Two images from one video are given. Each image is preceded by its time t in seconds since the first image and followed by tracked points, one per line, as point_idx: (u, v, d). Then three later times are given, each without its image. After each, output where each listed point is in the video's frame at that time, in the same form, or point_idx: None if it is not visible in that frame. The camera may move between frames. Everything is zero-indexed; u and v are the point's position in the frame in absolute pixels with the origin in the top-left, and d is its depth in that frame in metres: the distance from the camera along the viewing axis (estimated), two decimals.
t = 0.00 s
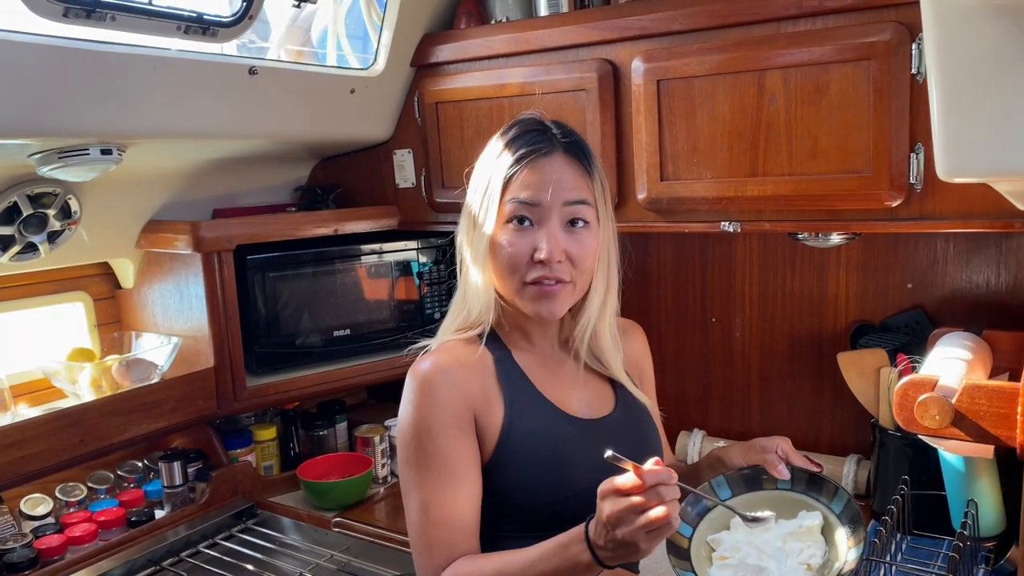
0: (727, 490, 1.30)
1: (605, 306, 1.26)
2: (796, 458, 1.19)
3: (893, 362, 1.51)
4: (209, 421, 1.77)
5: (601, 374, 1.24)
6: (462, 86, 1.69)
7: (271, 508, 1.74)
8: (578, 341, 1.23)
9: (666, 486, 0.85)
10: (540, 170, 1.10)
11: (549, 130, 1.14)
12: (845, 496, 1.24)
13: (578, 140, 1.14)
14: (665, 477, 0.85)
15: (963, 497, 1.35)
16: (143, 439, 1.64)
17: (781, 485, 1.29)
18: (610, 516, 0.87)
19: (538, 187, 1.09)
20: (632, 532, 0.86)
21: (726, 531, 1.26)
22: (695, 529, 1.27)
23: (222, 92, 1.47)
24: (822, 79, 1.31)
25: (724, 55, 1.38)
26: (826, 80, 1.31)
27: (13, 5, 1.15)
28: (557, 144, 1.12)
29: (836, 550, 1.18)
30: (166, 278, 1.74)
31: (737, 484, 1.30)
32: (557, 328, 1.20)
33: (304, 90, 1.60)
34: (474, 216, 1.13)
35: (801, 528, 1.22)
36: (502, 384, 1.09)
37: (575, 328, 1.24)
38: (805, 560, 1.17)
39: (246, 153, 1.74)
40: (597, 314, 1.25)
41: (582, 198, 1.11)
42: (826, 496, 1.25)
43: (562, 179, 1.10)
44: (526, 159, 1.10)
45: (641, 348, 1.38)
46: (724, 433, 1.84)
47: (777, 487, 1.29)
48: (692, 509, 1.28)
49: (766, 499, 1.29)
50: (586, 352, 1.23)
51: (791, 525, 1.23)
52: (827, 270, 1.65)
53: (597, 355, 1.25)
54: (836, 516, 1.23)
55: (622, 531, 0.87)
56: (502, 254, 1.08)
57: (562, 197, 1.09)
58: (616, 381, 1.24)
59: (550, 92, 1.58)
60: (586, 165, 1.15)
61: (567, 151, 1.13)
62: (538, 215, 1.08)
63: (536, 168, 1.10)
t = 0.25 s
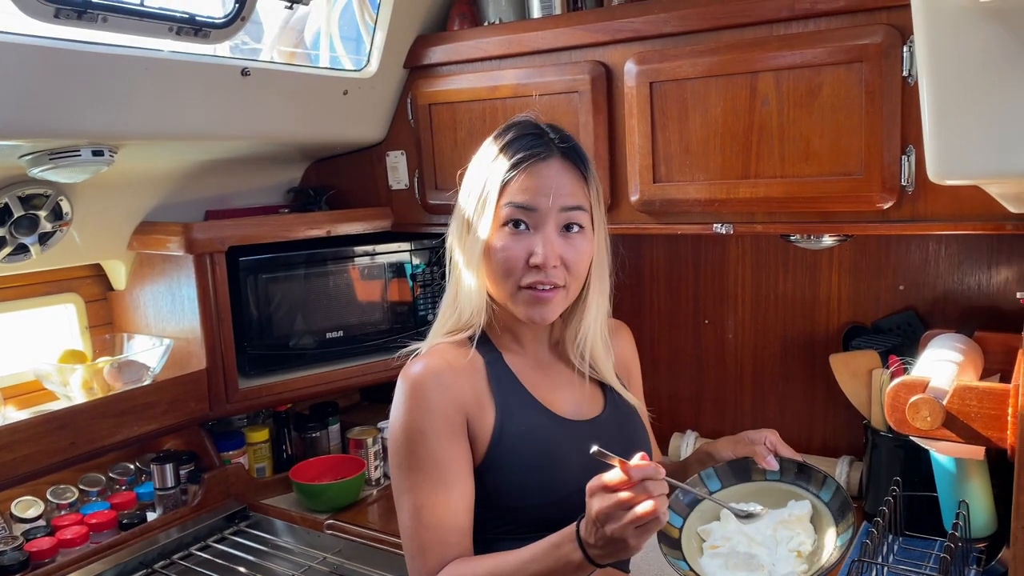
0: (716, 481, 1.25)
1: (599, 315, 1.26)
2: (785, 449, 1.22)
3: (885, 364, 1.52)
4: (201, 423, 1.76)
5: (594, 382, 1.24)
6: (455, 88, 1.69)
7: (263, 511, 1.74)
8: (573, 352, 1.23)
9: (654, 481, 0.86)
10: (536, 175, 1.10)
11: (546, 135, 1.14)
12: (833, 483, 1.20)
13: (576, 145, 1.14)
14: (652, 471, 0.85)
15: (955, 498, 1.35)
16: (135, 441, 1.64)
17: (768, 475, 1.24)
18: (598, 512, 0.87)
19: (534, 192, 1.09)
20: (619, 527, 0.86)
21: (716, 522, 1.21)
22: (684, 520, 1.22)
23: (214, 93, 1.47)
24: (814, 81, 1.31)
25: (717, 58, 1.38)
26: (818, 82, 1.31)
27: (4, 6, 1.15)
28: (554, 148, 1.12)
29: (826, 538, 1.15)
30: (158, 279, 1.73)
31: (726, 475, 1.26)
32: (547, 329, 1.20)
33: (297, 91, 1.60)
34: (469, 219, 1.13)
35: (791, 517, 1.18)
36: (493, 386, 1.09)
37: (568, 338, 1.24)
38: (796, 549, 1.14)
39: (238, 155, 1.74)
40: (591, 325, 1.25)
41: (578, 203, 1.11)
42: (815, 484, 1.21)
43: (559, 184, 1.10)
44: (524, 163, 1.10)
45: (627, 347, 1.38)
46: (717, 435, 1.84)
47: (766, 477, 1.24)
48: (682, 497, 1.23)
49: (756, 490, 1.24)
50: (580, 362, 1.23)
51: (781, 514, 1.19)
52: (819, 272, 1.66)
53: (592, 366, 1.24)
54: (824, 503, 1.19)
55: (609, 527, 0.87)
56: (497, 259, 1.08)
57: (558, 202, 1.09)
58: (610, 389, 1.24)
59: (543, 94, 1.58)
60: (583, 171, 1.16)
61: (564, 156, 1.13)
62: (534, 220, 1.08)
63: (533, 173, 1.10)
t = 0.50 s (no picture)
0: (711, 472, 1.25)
1: (594, 310, 1.27)
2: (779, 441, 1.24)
3: (878, 364, 1.52)
4: (195, 424, 1.76)
5: (585, 375, 1.25)
6: (449, 88, 1.69)
7: (257, 511, 1.73)
8: (566, 341, 1.24)
9: (630, 455, 0.86)
10: (531, 176, 1.09)
11: (538, 134, 1.13)
12: (829, 473, 1.18)
13: (568, 144, 1.14)
14: (628, 446, 0.86)
15: (946, 498, 1.35)
16: (128, 442, 1.63)
17: (764, 468, 1.24)
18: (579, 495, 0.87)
19: (531, 193, 1.08)
20: (601, 506, 0.86)
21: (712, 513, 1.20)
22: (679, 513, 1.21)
23: (207, 93, 1.46)
24: (808, 82, 1.31)
25: (711, 58, 1.39)
26: (812, 83, 1.31)
27: None
28: (547, 148, 1.12)
29: (822, 524, 1.13)
30: (151, 279, 1.73)
31: (721, 468, 1.26)
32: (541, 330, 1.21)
33: (290, 91, 1.60)
34: (463, 221, 1.12)
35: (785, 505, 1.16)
36: (488, 387, 1.09)
37: (562, 330, 1.24)
38: (792, 536, 1.12)
39: (232, 154, 1.73)
40: (585, 319, 1.25)
41: (573, 203, 1.11)
42: (810, 474, 1.20)
43: (555, 184, 1.10)
44: (518, 165, 1.09)
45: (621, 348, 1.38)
46: (711, 435, 1.84)
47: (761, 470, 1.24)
48: (678, 488, 1.24)
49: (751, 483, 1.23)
50: (573, 352, 1.23)
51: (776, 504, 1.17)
52: (812, 273, 1.66)
53: (585, 356, 1.26)
54: (820, 492, 1.17)
55: (591, 506, 0.86)
56: (495, 261, 1.08)
57: (554, 202, 1.09)
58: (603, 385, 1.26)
59: (538, 94, 1.58)
60: (576, 168, 1.16)
61: (557, 156, 1.13)
62: (532, 221, 1.08)
63: (527, 174, 1.09)
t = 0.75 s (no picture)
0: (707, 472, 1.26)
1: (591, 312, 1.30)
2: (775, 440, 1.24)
3: (872, 364, 1.52)
4: (189, 423, 1.76)
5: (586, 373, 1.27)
6: (444, 88, 1.69)
7: (251, 511, 1.73)
8: (566, 342, 1.26)
9: (618, 436, 0.86)
10: (545, 180, 1.08)
11: (547, 136, 1.11)
12: (824, 471, 1.18)
13: (577, 146, 1.13)
14: (617, 429, 0.86)
15: (939, 498, 1.36)
16: (122, 442, 1.63)
17: (759, 467, 1.24)
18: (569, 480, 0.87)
19: (546, 198, 1.07)
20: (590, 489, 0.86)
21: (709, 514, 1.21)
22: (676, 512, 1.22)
23: (201, 93, 1.46)
24: (801, 82, 1.32)
25: (705, 59, 1.39)
26: (805, 83, 1.32)
27: None
28: (557, 150, 1.11)
29: (817, 521, 1.12)
30: (146, 279, 1.72)
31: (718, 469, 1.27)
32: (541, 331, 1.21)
33: (284, 91, 1.60)
34: (471, 228, 1.10)
35: (781, 503, 1.16)
36: (484, 387, 1.09)
37: (562, 332, 1.27)
38: (788, 534, 1.12)
39: (226, 154, 1.73)
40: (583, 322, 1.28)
41: (583, 205, 1.11)
42: (806, 472, 1.19)
43: (569, 188, 1.09)
44: (532, 169, 1.07)
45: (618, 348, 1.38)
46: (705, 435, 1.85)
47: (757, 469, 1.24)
48: (674, 488, 1.24)
49: (748, 483, 1.23)
50: (574, 353, 1.26)
51: (771, 503, 1.17)
52: (806, 273, 1.66)
53: (586, 356, 1.28)
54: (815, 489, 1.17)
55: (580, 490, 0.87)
56: (512, 267, 1.07)
57: (567, 205, 1.09)
58: (599, 383, 1.26)
59: (532, 94, 1.59)
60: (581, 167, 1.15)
61: (567, 159, 1.12)
62: (548, 226, 1.07)
63: (542, 178, 1.08)
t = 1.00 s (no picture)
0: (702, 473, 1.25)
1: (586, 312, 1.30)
2: (770, 444, 1.23)
3: (865, 365, 1.52)
4: (183, 424, 1.75)
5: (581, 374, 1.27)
6: (438, 88, 1.68)
7: (244, 512, 1.73)
8: (561, 341, 1.26)
9: (629, 457, 0.86)
10: (543, 180, 1.08)
11: (545, 137, 1.12)
12: (819, 475, 1.18)
13: (574, 147, 1.13)
14: (628, 449, 0.86)
15: (931, 498, 1.36)
16: (114, 443, 1.62)
17: (754, 470, 1.23)
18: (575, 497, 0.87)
19: (545, 198, 1.08)
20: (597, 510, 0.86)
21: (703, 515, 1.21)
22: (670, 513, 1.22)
23: (194, 93, 1.46)
24: (794, 83, 1.32)
25: (698, 60, 1.39)
26: (799, 84, 1.32)
27: None
28: (555, 150, 1.11)
29: (812, 526, 1.13)
30: (138, 280, 1.72)
31: (712, 469, 1.25)
32: (537, 332, 1.20)
33: (278, 91, 1.59)
34: (468, 230, 1.10)
35: (776, 507, 1.16)
36: (481, 389, 1.09)
37: (557, 331, 1.27)
38: (781, 539, 1.12)
39: (220, 154, 1.73)
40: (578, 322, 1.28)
41: (580, 205, 1.12)
42: (801, 477, 1.19)
43: (567, 189, 1.09)
44: (530, 169, 1.08)
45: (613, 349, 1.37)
46: (699, 436, 1.85)
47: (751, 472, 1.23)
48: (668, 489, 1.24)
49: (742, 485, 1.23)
50: (569, 353, 1.26)
51: (766, 506, 1.17)
52: (800, 274, 1.66)
53: (581, 356, 1.28)
54: (810, 494, 1.17)
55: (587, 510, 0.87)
56: (509, 267, 1.07)
57: (565, 205, 1.09)
58: (594, 383, 1.25)
59: (526, 95, 1.58)
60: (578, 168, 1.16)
61: (565, 159, 1.12)
62: (547, 225, 1.07)
63: (541, 178, 1.08)
